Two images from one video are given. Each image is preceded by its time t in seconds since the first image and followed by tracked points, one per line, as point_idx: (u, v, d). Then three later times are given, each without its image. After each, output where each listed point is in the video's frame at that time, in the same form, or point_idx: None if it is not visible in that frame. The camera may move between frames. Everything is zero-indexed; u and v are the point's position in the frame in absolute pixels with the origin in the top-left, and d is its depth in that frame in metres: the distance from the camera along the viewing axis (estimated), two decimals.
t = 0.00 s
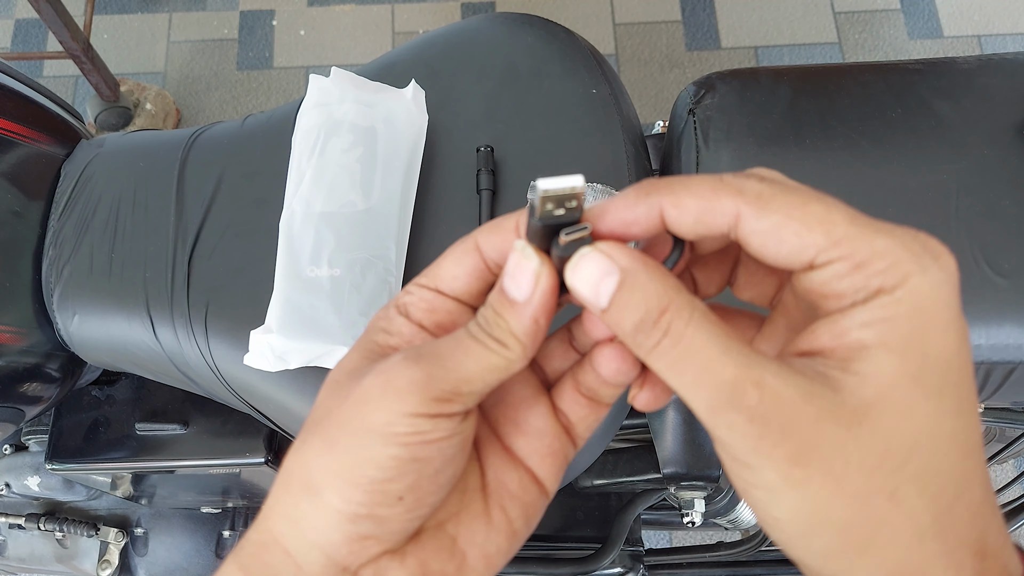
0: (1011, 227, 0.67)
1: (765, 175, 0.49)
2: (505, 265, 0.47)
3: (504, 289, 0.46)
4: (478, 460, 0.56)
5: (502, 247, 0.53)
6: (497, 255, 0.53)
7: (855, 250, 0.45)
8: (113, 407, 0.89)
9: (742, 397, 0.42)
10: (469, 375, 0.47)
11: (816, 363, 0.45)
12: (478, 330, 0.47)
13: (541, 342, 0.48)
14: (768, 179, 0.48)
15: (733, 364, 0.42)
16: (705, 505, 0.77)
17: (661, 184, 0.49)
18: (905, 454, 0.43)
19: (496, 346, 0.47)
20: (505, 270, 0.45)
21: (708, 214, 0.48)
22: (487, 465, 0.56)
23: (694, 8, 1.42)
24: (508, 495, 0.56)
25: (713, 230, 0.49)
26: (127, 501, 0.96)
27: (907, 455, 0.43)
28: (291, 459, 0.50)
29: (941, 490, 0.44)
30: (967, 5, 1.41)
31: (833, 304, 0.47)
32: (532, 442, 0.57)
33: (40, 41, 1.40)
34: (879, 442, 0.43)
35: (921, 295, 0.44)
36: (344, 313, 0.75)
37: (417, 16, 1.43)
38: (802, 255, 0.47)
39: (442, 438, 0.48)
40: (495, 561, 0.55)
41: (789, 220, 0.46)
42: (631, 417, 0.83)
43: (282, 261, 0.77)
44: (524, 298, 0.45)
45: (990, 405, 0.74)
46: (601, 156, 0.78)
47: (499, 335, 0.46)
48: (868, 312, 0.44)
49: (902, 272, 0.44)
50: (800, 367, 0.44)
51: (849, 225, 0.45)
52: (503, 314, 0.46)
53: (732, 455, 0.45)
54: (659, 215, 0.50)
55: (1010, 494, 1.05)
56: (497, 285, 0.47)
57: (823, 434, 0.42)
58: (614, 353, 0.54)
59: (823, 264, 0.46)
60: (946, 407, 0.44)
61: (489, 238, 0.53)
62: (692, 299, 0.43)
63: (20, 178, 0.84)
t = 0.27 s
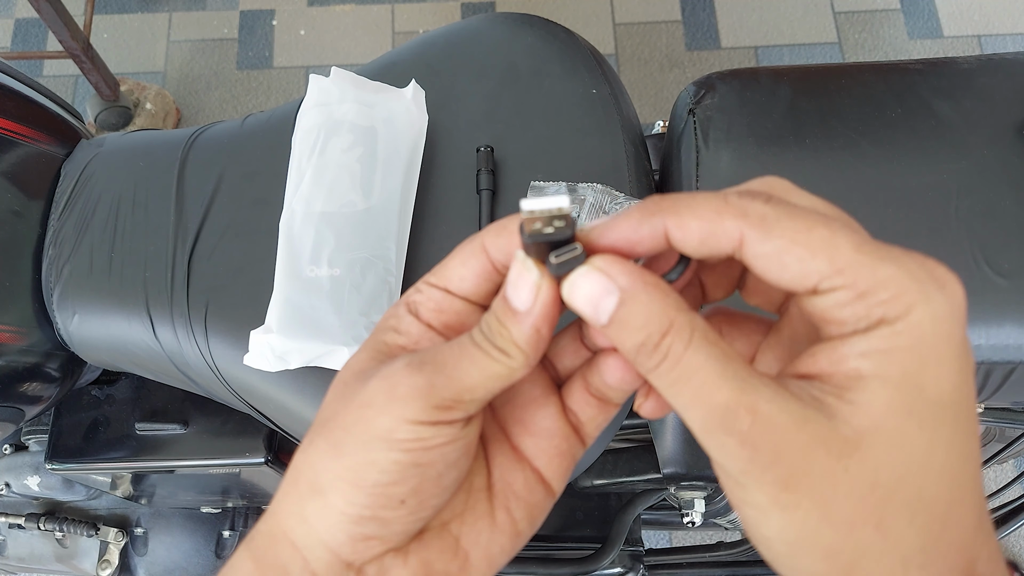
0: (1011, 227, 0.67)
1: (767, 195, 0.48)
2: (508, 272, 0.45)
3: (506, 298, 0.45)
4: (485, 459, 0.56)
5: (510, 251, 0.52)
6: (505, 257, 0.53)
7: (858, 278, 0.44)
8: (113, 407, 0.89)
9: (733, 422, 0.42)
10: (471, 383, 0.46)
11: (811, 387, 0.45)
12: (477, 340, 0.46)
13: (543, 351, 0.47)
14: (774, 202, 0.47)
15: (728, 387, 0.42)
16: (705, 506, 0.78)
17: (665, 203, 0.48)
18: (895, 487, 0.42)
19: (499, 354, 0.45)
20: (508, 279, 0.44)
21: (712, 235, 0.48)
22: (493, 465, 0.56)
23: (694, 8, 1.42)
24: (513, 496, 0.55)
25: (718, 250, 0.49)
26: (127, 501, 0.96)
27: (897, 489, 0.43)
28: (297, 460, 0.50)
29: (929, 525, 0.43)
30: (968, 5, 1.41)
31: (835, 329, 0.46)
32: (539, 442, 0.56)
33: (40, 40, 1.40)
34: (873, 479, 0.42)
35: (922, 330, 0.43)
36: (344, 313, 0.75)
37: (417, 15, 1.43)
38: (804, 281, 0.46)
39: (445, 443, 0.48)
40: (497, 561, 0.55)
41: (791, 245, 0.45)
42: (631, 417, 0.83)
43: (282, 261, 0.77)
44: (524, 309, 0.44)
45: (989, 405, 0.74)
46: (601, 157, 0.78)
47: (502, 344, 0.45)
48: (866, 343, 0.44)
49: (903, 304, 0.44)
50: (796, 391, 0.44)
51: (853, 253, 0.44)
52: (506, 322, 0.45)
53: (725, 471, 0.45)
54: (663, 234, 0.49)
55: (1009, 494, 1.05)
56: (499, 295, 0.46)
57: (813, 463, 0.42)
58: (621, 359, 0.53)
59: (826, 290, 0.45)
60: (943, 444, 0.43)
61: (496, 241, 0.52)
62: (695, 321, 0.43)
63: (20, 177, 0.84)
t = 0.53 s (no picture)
0: (1012, 226, 0.67)
1: (777, 196, 0.48)
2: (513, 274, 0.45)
3: (511, 298, 0.45)
4: (491, 455, 0.56)
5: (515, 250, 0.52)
6: (510, 254, 0.53)
7: (868, 280, 0.44)
8: (113, 407, 0.89)
9: (737, 421, 0.42)
10: (476, 383, 0.46)
11: (816, 385, 0.45)
12: (483, 339, 0.46)
13: (548, 351, 0.46)
14: (783, 203, 0.47)
15: (733, 387, 0.42)
16: (705, 505, 0.78)
17: (674, 207, 0.48)
18: (897, 489, 0.43)
19: (504, 354, 0.45)
20: (513, 280, 0.44)
21: (721, 238, 0.47)
22: (499, 462, 0.56)
23: (694, 8, 1.42)
24: (518, 493, 0.56)
25: (729, 253, 0.48)
26: (128, 501, 0.96)
27: (899, 492, 0.43)
28: (301, 458, 0.51)
29: (931, 527, 0.43)
30: (967, 5, 1.41)
31: (843, 329, 0.46)
32: (546, 439, 0.56)
33: (40, 40, 1.40)
34: (875, 480, 0.42)
35: (931, 333, 0.43)
36: (345, 313, 0.75)
37: (417, 15, 1.43)
38: (813, 283, 0.45)
39: (447, 443, 0.48)
40: (502, 557, 0.55)
41: (801, 247, 0.45)
42: (631, 417, 0.83)
43: (282, 261, 0.77)
44: (529, 310, 0.44)
45: (990, 404, 0.74)
46: (601, 156, 0.78)
47: (507, 344, 0.45)
48: (875, 344, 0.44)
49: (912, 307, 0.43)
50: (802, 389, 0.44)
51: (863, 254, 0.44)
52: (510, 324, 0.45)
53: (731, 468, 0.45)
54: (673, 238, 0.49)
55: (1010, 494, 1.05)
56: (504, 295, 0.46)
57: (815, 463, 0.42)
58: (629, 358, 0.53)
59: (836, 291, 0.45)
60: (946, 447, 0.43)
61: (501, 239, 0.52)
62: (703, 320, 0.42)
63: (20, 177, 0.84)
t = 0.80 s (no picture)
0: (1011, 227, 0.67)
1: (778, 196, 0.48)
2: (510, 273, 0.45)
3: (509, 297, 0.45)
4: (489, 452, 0.56)
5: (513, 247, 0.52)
6: (507, 250, 0.53)
7: (866, 282, 0.44)
8: (113, 406, 0.89)
9: (734, 419, 0.42)
10: (474, 381, 0.46)
11: (812, 385, 0.45)
12: (481, 338, 0.46)
13: (546, 349, 0.46)
14: (783, 203, 0.47)
15: (729, 386, 0.42)
16: (705, 505, 0.78)
17: (675, 213, 0.48)
18: (891, 490, 0.43)
19: (501, 353, 0.45)
20: (511, 279, 0.44)
21: (722, 241, 0.47)
22: (497, 458, 0.56)
23: (694, 8, 1.42)
24: (516, 489, 0.56)
25: (730, 256, 0.48)
26: (127, 501, 0.96)
27: (892, 493, 0.43)
28: (298, 453, 0.51)
29: (923, 528, 0.43)
30: (967, 5, 1.41)
31: (840, 330, 0.46)
32: (544, 436, 0.56)
33: (40, 40, 1.40)
34: (869, 481, 0.43)
35: (930, 337, 0.43)
36: (344, 312, 0.75)
37: (417, 15, 1.43)
38: (812, 282, 0.45)
39: (443, 441, 0.48)
40: (499, 553, 0.55)
41: (801, 248, 0.45)
42: (631, 417, 0.83)
43: (282, 261, 0.77)
44: (526, 310, 0.44)
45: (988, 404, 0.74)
46: (601, 156, 0.78)
47: (504, 343, 0.45)
48: (871, 345, 0.44)
49: (909, 309, 0.43)
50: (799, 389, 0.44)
51: (862, 255, 0.43)
52: (507, 322, 0.45)
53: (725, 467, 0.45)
54: (674, 244, 0.49)
55: (1008, 494, 1.05)
56: (501, 295, 0.46)
57: (811, 462, 0.42)
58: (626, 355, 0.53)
59: (834, 291, 0.45)
60: (940, 449, 0.43)
61: (498, 234, 0.51)
62: (701, 318, 0.42)
63: (20, 177, 0.84)
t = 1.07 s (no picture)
0: (1011, 227, 0.67)
1: (780, 191, 0.48)
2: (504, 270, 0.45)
3: (503, 292, 0.45)
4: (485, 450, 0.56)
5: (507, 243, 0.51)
6: (499, 247, 0.52)
7: (864, 282, 0.44)
8: (112, 406, 0.89)
9: (728, 417, 0.42)
10: (469, 379, 0.46)
11: (806, 387, 0.45)
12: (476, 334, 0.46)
13: (541, 346, 0.46)
14: (784, 199, 0.47)
15: (725, 383, 0.42)
16: (705, 505, 0.78)
17: (676, 212, 0.48)
18: (883, 492, 0.43)
19: (496, 351, 0.45)
20: (505, 275, 0.44)
21: (723, 237, 0.48)
22: (493, 457, 0.56)
23: (694, 8, 1.42)
24: (513, 488, 0.56)
25: (730, 252, 0.48)
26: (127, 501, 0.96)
27: (885, 495, 0.43)
28: (292, 453, 0.51)
29: (915, 530, 0.43)
30: (968, 5, 1.41)
31: (837, 330, 0.46)
32: (541, 434, 0.56)
33: (40, 40, 1.40)
34: (863, 482, 0.43)
35: (926, 339, 0.43)
36: (344, 313, 0.75)
37: (417, 15, 1.43)
38: (810, 281, 0.45)
39: (439, 440, 0.48)
40: (497, 552, 0.55)
41: (802, 244, 0.45)
42: (631, 417, 0.83)
43: (282, 260, 0.77)
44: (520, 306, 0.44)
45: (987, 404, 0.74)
46: (601, 156, 0.78)
47: (499, 341, 0.45)
48: (867, 346, 0.44)
49: (906, 311, 0.43)
50: (793, 388, 0.44)
51: (861, 255, 0.43)
52: (501, 319, 0.45)
53: (719, 465, 0.45)
54: (674, 243, 0.49)
55: (1008, 494, 1.05)
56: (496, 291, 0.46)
57: (805, 461, 0.42)
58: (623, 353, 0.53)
59: (832, 291, 0.45)
60: (934, 451, 0.44)
61: (490, 232, 0.51)
62: (697, 314, 0.42)
63: (19, 177, 0.84)
